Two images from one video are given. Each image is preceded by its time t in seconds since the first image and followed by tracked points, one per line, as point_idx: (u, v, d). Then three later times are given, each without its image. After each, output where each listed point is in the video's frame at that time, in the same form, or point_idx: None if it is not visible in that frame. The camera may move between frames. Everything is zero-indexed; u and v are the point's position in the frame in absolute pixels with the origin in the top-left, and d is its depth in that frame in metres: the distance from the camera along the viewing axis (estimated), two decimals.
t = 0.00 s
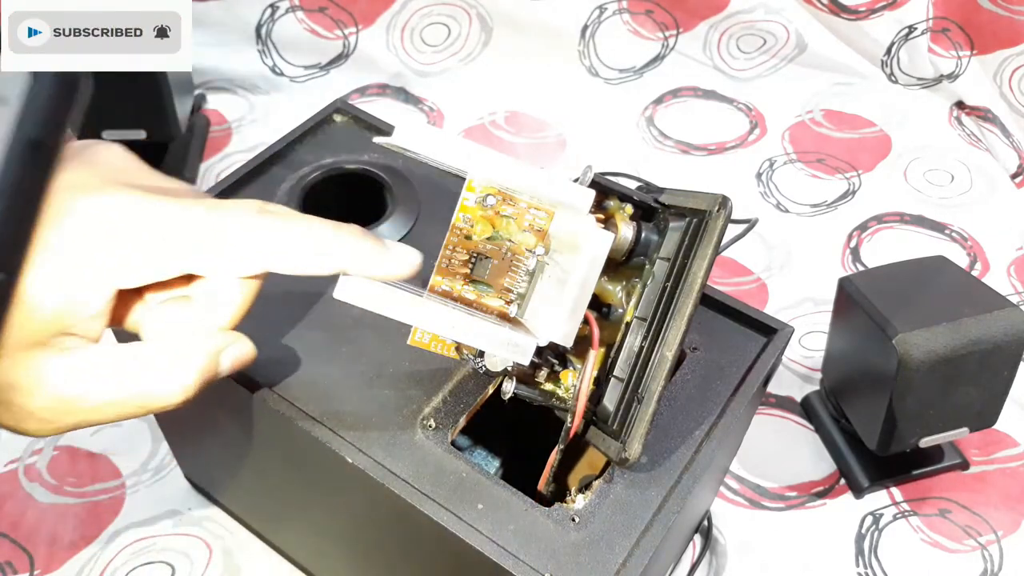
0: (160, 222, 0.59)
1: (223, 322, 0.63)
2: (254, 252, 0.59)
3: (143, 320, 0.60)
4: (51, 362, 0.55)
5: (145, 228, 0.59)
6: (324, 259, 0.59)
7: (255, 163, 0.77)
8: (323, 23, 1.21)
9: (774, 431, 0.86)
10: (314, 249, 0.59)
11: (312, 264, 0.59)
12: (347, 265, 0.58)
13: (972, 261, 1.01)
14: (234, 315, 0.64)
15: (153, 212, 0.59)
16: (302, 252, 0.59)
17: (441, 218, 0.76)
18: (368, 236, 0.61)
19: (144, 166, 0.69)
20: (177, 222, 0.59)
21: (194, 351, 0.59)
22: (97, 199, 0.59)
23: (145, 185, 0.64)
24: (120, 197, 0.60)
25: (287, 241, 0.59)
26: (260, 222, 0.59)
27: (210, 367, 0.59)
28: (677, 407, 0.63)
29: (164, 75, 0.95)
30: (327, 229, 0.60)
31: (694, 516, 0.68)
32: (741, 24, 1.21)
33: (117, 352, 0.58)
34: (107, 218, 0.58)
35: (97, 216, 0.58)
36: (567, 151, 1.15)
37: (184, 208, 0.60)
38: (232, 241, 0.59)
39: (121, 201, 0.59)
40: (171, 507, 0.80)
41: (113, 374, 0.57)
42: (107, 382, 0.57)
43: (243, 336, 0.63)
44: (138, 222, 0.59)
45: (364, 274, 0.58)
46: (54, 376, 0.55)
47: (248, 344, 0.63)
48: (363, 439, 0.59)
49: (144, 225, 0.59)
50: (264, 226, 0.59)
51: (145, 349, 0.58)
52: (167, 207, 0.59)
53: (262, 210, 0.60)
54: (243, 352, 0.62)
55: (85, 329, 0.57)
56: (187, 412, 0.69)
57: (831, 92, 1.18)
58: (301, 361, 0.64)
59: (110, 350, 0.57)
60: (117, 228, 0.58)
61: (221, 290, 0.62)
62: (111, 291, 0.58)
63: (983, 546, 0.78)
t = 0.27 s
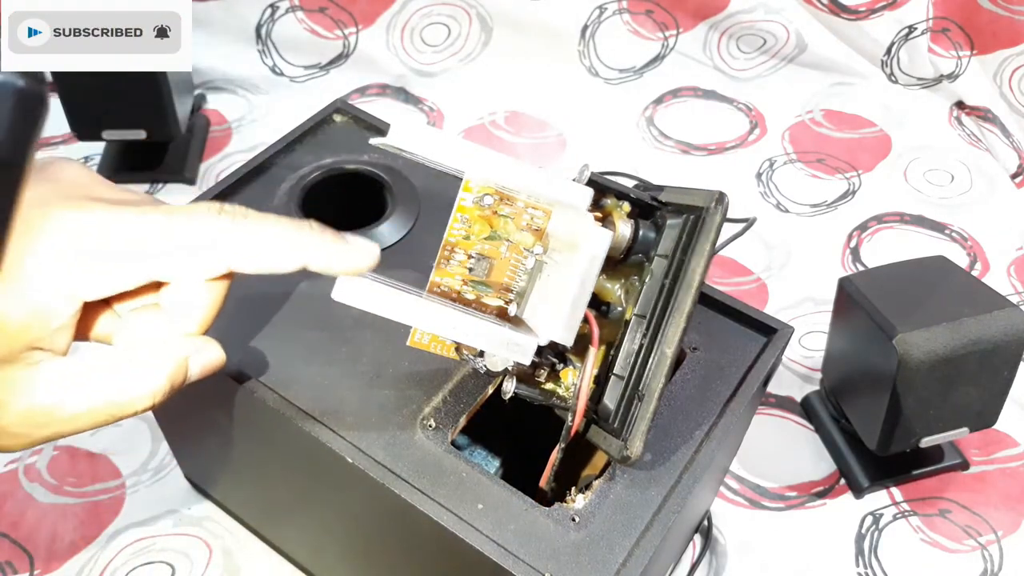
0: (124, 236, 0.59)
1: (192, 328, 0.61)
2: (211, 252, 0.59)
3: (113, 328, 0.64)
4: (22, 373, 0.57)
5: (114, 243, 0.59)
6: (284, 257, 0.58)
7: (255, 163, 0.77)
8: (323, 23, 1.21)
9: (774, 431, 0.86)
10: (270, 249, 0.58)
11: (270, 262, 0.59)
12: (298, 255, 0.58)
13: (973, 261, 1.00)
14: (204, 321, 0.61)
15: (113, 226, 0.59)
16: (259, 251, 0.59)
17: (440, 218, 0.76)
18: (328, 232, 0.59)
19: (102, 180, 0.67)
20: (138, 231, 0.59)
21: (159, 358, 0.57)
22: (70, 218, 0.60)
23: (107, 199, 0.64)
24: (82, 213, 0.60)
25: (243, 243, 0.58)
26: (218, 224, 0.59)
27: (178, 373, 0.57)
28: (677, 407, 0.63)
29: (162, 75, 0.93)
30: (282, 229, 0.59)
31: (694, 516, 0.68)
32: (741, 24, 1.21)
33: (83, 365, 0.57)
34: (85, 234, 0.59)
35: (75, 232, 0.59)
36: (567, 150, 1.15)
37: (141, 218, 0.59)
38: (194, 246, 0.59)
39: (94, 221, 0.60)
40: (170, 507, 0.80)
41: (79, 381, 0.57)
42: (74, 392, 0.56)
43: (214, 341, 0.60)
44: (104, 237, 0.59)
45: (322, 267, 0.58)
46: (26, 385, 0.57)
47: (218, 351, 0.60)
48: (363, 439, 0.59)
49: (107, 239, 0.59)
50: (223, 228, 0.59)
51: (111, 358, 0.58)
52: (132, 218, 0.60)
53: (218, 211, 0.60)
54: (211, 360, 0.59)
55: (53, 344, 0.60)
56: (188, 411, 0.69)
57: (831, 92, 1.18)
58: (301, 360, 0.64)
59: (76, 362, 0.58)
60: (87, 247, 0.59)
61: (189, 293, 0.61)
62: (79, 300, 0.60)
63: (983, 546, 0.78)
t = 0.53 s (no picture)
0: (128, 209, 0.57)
1: (202, 304, 0.60)
2: (217, 228, 0.59)
3: (121, 309, 0.60)
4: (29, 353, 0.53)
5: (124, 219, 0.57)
6: (294, 227, 0.63)
7: (255, 163, 0.77)
8: (323, 23, 1.21)
9: (774, 432, 0.86)
10: (280, 218, 0.62)
11: (278, 231, 0.63)
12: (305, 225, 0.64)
13: (972, 261, 1.01)
14: (213, 297, 0.61)
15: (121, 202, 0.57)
16: (268, 220, 0.62)
17: (440, 218, 0.76)
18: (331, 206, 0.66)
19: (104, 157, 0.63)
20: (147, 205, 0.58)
21: (170, 337, 0.57)
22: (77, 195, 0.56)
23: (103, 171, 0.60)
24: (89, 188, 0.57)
25: (255, 215, 0.61)
26: (227, 195, 0.61)
27: (189, 352, 0.57)
28: (677, 407, 0.63)
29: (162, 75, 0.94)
30: (292, 199, 0.64)
31: (694, 516, 0.68)
32: (741, 24, 1.21)
33: (96, 344, 0.55)
34: (96, 210, 0.56)
35: (70, 212, 0.55)
36: (567, 151, 1.15)
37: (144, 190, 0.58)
38: (194, 220, 0.59)
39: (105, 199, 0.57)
40: (170, 507, 0.80)
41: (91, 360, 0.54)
42: (89, 371, 0.54)
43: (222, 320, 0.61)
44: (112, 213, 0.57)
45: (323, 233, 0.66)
46: (33, 369, 0.53)
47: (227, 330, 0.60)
48: (363, 439, 0.59)
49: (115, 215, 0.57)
50: (230, 199, 0.61)
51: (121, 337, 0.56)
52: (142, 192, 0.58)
53: (225, 182, 0.62)
54: (221, 339, 0.60)
55: (63, 322, 0.55)
56: (187, 411, 0.69)
57: (831, 92, 1.18)
58: (301, 360, 0.64)
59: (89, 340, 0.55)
60: (95, 222, 0.56)
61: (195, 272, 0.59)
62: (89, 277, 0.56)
63: (983, 546, 0.78)
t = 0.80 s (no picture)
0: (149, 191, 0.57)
1: (202, 275, 0.60)
2: (219, 199, 0.58)
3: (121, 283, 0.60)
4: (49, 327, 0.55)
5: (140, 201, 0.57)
6: (293, 205, 0.61)
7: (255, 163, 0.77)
8: (323, 23, 1.21)
9: (774, 432, 0.86)
10: (281, 199, 0.60)
11: (277, 206, 0.60)
12: (305, 203, 0.61)
13: (972, 261, 1.00)
14: (213, 268, 0.60)
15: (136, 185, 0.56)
16: (268, 196, 0.59)
17: (440, 218, 0.75)
18: (328, 184, 0.63)
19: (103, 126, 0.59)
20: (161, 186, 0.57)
21: (171, 310, 0.58)
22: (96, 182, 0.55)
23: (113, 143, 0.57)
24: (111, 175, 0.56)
25: (255, 190, 0.59)
26: (226, 169, 0.58)
27: (190, 322, 0.58)
28: (677, 407, 0.63)
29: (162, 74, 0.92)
30: (291, 176, 0.60)
31: (694, 517, 0.68)
32: (741, 24, 1.21)
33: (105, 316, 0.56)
34: (128, 202, 0.57)
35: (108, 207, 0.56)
36: (567, 150, 1.14)
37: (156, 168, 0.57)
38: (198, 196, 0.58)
39: (124, 187, 0.56)
40: (170, 507, 0.80)
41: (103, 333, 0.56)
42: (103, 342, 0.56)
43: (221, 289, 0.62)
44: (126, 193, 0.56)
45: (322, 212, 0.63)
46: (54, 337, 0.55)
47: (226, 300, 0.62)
48: (363, 439, 0.59)
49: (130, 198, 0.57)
50: (234, 178, 0.58)
51: (129, 306, 0.57)
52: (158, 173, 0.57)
53: (222, 153, 0.58)
54: (221, 309, 0.61)
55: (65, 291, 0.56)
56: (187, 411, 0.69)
57: (831, 92, 1.18)
58: (300, 360, 0.64)
59: (99, 312, 0.56)
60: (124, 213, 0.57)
61: (195, 245, 0.59)
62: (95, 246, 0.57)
63: (983, 546, 0.78)
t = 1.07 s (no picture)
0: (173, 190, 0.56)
1: (203, 275, 0.63)
2: (225, 199, 0.60)
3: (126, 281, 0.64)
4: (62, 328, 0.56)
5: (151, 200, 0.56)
6: (294, 206, 0.63)
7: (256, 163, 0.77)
8: (323, 23, 1.21)
9: (774, 431, 0.86)
10: (283, 199, 0.62)
11: (280, 206, 0.62)
12: (307, 204, 0.63)
13: (973, 261, 1.00)
14: (217, 267, 0.64)
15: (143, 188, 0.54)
16: (272, 197, 0.61)
17: (440, 218, 0.75)
18: (329, 186, 0.65)
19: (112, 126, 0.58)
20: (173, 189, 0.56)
21: (176, 309, 0.58)
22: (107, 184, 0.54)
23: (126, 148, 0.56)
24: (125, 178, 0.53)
25: (260, 191, 0.60)
26: (234, 172, 0.58)
27: (194, 320, 0.58)
28: (677, 407, 0.63)
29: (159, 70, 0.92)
30: (294, 178, 0.62)
31: (694, 516, 0.69)
32: (741, 24, 1.21)
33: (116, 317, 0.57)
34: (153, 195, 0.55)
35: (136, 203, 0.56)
36: (568, 150, 1.14)
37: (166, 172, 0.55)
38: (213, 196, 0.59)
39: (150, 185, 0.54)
40: (170, 507, 0.80)
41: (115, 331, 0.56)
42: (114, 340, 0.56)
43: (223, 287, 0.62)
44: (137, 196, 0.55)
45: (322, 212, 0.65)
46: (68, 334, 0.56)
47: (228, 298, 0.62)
48: (363, 439, 0.59)
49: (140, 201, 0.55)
50: (244, 180, 0.59)
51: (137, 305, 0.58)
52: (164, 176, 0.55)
53: (229, 154, 0.58)
54: (225, 308, 0.61)
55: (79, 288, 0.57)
56: (187, 411, 0.69)
57: (831, 92, 1.18)
58: (300, 359, 0.64)
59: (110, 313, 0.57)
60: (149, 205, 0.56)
61: (202, 245, 0.63)
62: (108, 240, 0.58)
63: (983, 546, 0.78)
